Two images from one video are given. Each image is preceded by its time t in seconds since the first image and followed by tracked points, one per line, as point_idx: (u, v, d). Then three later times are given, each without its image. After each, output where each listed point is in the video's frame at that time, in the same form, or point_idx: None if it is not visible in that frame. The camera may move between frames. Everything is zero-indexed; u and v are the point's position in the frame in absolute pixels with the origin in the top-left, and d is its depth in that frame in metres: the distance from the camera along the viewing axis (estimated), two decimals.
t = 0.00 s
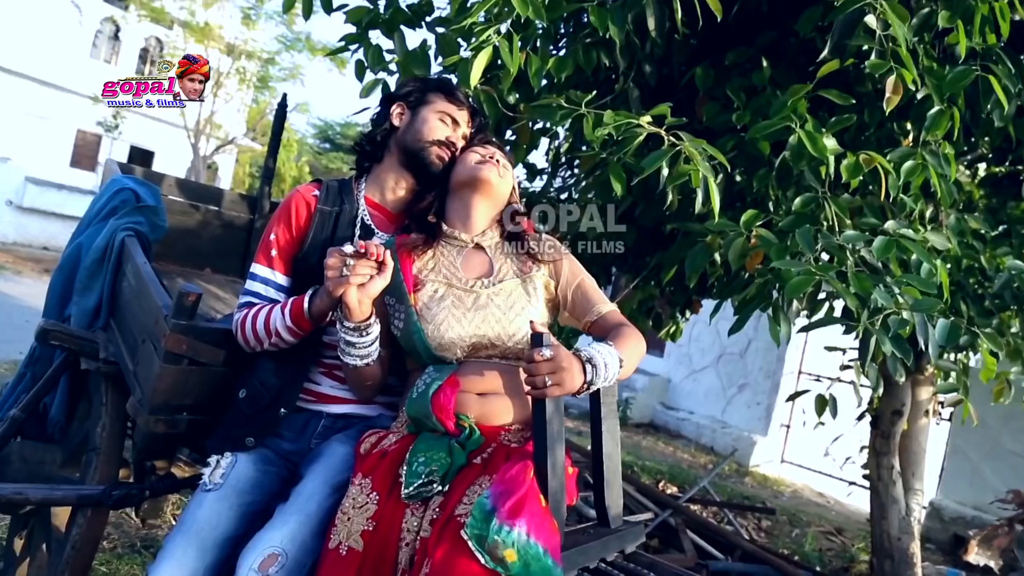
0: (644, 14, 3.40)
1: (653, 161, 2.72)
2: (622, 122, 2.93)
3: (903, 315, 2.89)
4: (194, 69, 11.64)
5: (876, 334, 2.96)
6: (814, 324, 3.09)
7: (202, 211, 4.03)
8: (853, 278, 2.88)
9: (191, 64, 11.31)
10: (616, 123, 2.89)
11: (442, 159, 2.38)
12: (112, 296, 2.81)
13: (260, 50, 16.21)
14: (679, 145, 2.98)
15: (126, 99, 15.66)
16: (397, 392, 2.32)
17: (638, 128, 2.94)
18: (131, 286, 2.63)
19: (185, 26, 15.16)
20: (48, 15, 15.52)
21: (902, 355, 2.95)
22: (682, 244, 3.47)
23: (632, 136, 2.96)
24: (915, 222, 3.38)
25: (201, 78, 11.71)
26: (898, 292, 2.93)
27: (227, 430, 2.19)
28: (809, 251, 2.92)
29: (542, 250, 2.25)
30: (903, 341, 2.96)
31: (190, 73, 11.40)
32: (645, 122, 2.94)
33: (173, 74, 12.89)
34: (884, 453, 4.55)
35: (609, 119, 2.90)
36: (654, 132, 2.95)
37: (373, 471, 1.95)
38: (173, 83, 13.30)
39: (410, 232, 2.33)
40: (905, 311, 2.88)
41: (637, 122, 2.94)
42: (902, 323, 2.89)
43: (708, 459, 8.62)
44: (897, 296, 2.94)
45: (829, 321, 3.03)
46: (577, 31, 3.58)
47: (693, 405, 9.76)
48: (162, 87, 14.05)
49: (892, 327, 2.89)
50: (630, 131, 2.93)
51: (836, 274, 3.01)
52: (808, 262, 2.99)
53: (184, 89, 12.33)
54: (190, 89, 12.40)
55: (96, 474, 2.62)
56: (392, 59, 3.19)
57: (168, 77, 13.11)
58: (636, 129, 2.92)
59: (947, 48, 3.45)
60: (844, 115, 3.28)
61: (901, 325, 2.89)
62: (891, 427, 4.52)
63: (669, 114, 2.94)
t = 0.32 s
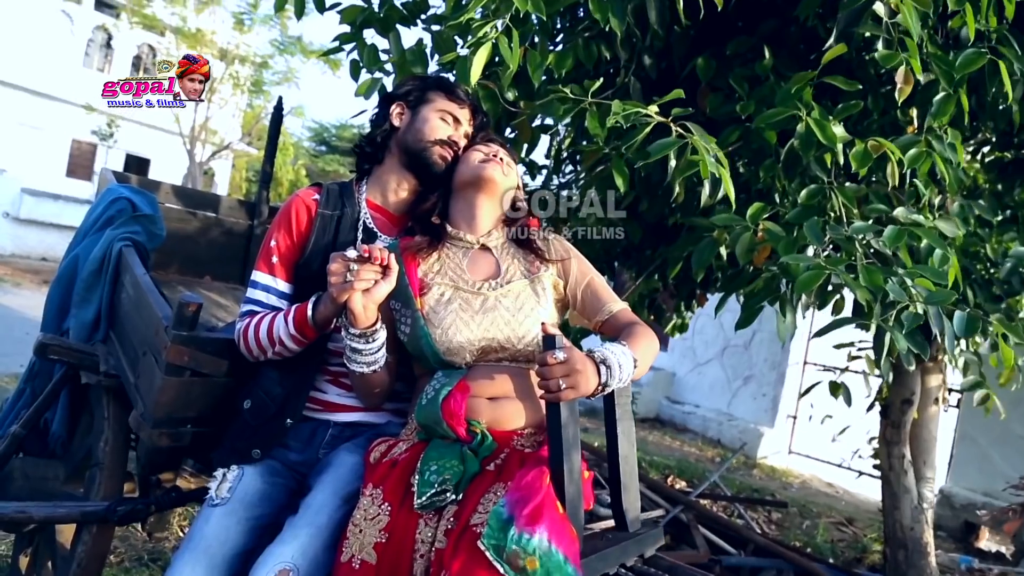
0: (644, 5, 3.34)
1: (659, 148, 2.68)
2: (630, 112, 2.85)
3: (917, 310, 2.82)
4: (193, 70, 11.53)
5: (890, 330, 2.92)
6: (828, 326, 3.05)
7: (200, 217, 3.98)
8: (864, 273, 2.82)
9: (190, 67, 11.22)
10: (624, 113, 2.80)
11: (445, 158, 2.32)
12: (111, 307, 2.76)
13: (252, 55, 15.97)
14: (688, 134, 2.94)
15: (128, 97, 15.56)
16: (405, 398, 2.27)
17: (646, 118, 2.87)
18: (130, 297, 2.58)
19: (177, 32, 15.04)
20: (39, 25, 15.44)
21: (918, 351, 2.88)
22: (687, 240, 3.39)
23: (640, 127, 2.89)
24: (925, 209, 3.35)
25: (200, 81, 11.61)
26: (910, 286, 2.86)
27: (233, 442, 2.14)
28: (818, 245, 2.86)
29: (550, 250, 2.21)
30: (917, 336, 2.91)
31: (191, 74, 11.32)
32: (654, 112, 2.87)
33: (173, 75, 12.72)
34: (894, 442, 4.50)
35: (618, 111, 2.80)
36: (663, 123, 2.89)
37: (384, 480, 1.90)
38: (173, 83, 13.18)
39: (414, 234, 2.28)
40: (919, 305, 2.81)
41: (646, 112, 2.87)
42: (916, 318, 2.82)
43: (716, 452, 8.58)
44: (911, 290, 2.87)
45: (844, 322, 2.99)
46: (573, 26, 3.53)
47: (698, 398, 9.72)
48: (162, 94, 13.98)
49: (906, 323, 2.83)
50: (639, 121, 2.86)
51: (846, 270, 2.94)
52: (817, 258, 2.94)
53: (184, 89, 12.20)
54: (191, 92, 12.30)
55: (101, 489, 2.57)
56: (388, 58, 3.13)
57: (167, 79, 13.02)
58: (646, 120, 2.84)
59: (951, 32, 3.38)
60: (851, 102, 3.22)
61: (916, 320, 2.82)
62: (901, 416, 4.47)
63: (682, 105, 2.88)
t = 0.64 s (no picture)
0: None
1: (669, 140, 2.65)
2: (637, 99, 2.77)
3: (929, 296, 2.72)
4: (193, 70, 11.36)
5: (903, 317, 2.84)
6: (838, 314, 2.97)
7: (198, 220, 3.92)
8: (873, 259, 2.73)
9: (191, 66, 11.06)
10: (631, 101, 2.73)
11: (447, 153, 2.27)
12: (110, 315, 2.70)
13: (245, 56, 15.72)
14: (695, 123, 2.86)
15: (127, 98, 15.42)
16: (414, 399, 2.23)
17: (652, 105, 2.80)
18: (129, 304, 2.53)
19: (168, 35, 14.90)
20: (29, 33, 15.33)
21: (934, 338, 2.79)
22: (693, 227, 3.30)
23: (647, 114, 2.82)
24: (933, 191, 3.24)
25: (200, 81, 11.48)
26: (923, 273, 2.80)
27: (240, 451, 2.08)
28: (827, 233, 2.81)
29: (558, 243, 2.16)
30: (931, 324, 2.84)
31: (190, 74, 11.17)
32: (661, 99, 2.79)
33: (173, 75, 12.59)
34: (906, 425, 4.45)
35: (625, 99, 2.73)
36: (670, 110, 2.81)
37: (396, 485, 1.85)
38: (173, 83, 13.01)
39: (418, 231, 2.22)
40: (932, 292, 2.73)
41: (653, 99, 2.79)
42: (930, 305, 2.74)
43: (724, 439, 8.54)
44: (923, 277, 2.81)
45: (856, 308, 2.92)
46: (569, 15, 3.46)
47: (704, 385, 9.67)
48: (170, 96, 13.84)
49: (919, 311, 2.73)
50: (645, 109, 2.79)
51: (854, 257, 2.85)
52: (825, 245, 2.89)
53: (185, 89, 11.98)
54: (191, 93, 12.14)
55: (107, 501, 2.52)
56: (383, 53, 3.06)
57: (167, 79, 12.91)
58: (652, 107, 2.76)
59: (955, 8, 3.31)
60: (858, 83, 3.15)
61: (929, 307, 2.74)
62: (912, 399, 4.41)
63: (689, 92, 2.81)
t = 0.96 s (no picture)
0: None
1: (677, 130, 2.59)
2: (642, 87, 2.70)
3: (937, 283, 2.66)
4: (193, 70, 11.17)
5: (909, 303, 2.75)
6: (845, 300, 2.86)
7: (195, 223, 3.85)
8: (880, 246, 2.65)
9: (196, 67, 10.99)
10: (637, 89, 2.66)
11: (448, 147, 2.20)
12: (108, 324, 2.65)
13: (237, 56, 15.65)
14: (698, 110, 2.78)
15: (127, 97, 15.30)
16: (422, 400, 2.17)
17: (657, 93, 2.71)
18: (127, 312, 2.47)
19: (158, 38, 14.77)
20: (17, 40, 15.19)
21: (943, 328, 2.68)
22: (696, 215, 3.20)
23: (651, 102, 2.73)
24: (935, 173, 3.14)
25: (197, 83, 11.30)
26: (931, 259, 2.74)
27: (245, 460, 2.03)
28: (833, 220, 2.72)
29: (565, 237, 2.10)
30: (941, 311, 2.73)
31: (190, 75, 11.03)
32: (665, 86, 2.72)
33: (172, 75, 12.46)
34: (916, 409, 4.40)
35: (630, 88, 2.66)
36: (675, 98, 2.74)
37: (408, 491, 1.79)
38: (173, 83, 12.91)
39: (420, 228, 2.17)
40: (939, 278, 2.67)
41: (657, 86, 2.73)
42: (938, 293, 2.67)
43: (730, 427, 8.50)
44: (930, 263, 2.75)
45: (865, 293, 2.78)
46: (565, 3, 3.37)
47: (709, 373, 9.62)
48: (166, 98, 13.76)
49: (927, 298, 2.67)
50: (649, 96, 2.71)
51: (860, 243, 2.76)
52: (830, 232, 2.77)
53: (184, 91, 11.77)
54: (190, 94, 11.90)
55: (113, 514, 2.48)
56: (376, 48, 2.99)
57: (165, 79, 12.80)
58: (657, 95, 2.69)
59: None
60: (862, 64, 3.09)
61: (938, 295, 2.67)
62: (921, 381, 4.36)
63: (697, 83, 2.74)
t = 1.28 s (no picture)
0: None
1: (680, 119, 2.50)
2: (643, 76, 2.62)
3: (942, 269, 2.58)
4: (192, 70, 11.01)
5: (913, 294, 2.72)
6: (852, 294, 2.72)
7: (191, 229, 3.79)
8: (885, 230, 2.55)
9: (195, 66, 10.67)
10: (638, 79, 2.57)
11: (447, 143, 2.14)
12: (106, 335, 2.59)
13: (227, 57, 15.52)
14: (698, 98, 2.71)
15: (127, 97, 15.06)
16: (430, 403, 2.12)
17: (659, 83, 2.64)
18: (125, 322, 2.41)
19: (147, 42, 14.61)
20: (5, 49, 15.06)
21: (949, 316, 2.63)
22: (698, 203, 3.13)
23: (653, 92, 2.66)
24: (938, 153, 3.06)
25: (197, 82, 11.21)
26: (936, 245, 2.66)
27: (252, 471, 1.98)
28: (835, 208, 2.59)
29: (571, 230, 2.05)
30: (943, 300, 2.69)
31: (189, 74, 10.83)
32: (666, 75, 2.63)
33: (171, 75, 12.32)
34: (925, 390, 4.35)
35: (631, 78, 2.59)
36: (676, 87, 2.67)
37: (420, 498, 1.74)
38: (172, 84, 12.73)
39: (422, 226, 2.11)
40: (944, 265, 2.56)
41: (658, 75, 2.64)
42: (943, 280, 2.59)
43: (737, 414, 8.46)
44: (934, 248, 2.68)
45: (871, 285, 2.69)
46: None
47: (713, 360, 9.42)
48: (167, 97, 13.63)
49: (932, 285, 2.59)
50: (651, 85, 2.63)
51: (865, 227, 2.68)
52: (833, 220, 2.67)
53: (185, 89, 11.60)
54: (190, 94, 11.87)
55: (118, 529, 2.45)
56: (368, 44, 2.92)
57: (165, 79, 12.73)
58: (659, 84, 2.60)
59: None
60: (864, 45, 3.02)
61: (943, 282, 2.58)
62: (929, 362, 4.30)
63: (704, 65, 2.69)
